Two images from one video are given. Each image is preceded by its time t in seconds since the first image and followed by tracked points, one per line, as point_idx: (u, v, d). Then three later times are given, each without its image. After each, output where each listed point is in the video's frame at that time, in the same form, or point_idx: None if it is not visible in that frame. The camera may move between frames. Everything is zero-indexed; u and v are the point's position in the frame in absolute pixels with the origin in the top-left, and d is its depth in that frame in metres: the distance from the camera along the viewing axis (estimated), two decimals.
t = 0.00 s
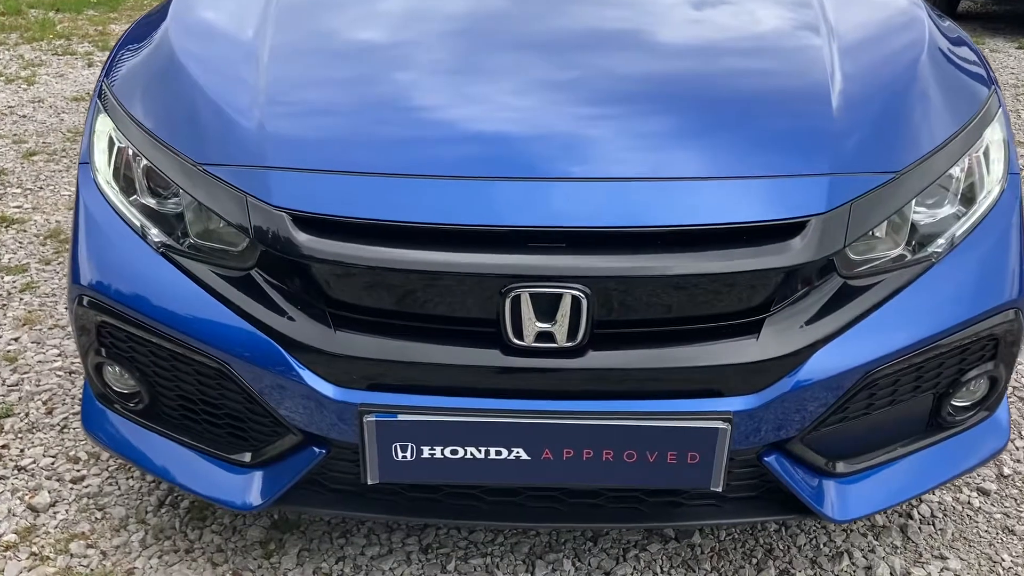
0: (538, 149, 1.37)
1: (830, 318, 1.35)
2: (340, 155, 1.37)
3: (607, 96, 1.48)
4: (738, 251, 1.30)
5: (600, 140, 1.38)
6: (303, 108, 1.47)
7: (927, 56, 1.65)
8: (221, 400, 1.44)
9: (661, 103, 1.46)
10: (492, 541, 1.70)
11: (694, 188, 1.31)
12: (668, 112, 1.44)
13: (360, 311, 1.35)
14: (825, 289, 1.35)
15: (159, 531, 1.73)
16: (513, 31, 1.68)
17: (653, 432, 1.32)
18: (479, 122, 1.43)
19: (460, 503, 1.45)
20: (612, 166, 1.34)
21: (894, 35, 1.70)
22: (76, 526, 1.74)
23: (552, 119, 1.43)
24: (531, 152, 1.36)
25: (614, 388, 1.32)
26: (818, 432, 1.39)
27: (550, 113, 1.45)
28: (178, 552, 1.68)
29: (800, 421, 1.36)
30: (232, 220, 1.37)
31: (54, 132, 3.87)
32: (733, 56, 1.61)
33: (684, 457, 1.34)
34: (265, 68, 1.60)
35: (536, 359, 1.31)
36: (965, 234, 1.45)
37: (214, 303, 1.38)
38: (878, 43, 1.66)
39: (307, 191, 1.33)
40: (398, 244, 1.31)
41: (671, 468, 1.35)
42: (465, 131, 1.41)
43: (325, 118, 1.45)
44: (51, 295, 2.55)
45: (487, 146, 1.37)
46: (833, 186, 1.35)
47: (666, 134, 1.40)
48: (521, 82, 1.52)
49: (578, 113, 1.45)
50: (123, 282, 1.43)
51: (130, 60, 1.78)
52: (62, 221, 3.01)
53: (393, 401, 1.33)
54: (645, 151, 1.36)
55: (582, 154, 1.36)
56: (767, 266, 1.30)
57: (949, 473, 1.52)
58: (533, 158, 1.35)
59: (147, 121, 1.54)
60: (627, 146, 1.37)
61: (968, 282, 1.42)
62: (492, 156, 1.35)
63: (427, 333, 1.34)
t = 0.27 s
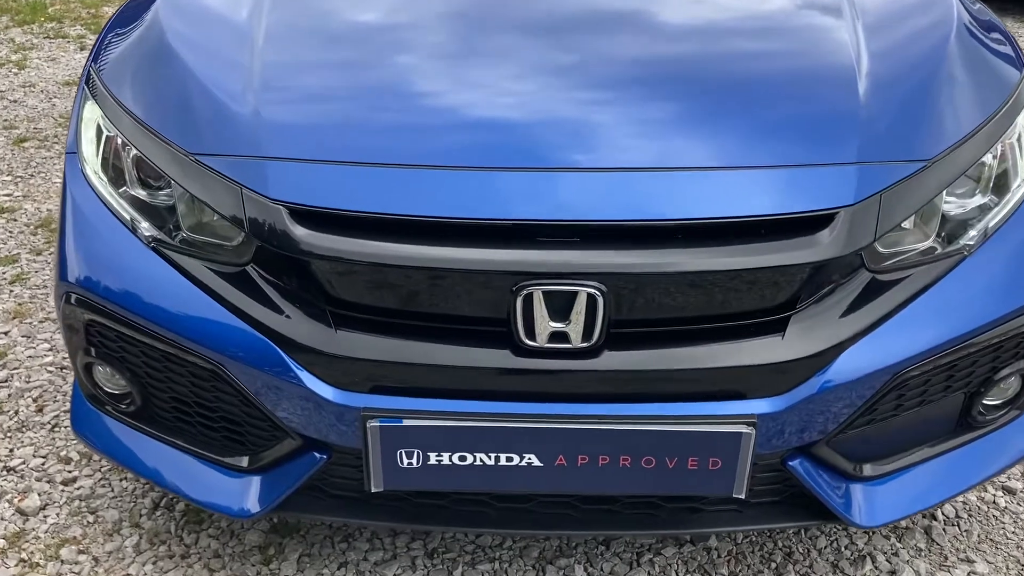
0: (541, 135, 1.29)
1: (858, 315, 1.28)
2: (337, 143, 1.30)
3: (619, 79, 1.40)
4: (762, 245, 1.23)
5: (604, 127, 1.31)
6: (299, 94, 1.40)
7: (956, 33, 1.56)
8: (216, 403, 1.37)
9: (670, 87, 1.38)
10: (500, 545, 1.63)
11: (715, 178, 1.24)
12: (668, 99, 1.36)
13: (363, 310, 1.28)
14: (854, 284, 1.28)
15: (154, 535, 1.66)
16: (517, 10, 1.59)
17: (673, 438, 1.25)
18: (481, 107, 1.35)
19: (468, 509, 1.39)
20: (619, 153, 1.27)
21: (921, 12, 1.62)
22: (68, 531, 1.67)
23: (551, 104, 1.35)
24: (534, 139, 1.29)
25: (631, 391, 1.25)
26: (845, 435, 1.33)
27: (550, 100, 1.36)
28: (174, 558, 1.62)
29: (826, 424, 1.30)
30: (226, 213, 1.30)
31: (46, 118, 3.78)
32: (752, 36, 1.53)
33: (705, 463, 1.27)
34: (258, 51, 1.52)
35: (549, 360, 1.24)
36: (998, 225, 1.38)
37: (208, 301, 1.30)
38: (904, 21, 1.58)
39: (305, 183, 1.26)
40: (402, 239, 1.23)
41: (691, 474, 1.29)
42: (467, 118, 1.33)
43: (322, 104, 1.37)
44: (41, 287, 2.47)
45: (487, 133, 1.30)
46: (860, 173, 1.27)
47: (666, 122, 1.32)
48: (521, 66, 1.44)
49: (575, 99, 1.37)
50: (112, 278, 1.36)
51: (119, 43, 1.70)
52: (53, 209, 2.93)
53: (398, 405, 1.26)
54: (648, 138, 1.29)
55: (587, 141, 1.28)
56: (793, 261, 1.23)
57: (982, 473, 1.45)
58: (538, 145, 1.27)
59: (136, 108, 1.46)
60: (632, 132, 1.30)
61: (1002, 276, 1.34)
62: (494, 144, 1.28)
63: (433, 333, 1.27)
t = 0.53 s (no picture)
0: (545, 124, 1.21)
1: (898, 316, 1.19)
2: (335, 134, 1.21)
3: (639, 62, 1.31)
4: (797, 243, 1.15)
5: (608, 115, 1.22)
6: (297, 81, 1.30)
7: (995, 8, 1.46)
8: (213, 412, 1.29)
9: (693, 70, 1.29)
10: (513, 555, 1.56)
11: (745, 171, 1.15)
12: (676, 84, 1.27)
13: (369, 314, 1.20)
14: (893, 283, 1.20)
15: (151, 546, 1.59)
16: None
17: (702, 450, 1.18)
18: (489, 94, 1.26)
19: (482, 523, 1.31)
20: (637, 144, 1.18)
21: None
22: (59, 542, 1.60)
23: (556, 90, 1.26)
24: (537, 128, 1.20)
25: (656, 400, 1.17)
26: (882, 443, 1.25)
27: (557, 86, 1.27)
28: (171, 570, 1.55)
29: (863, 432, 1.22)
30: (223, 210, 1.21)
31: (35, 104, 3.68)
32: (778, 14, 1.43)
33: (735, 476, 1.20)
34: (252, 35, 1.42)
35: (569, 367, 1.16)
36: None
37: (203, 305, 1.22)
38: None
39: (304, 178, 1.17)
40: (410, 239, 1.15)
41: (720, 487, 1.21)
42: (469, 106, 1.24)
43: (321, 92, 1.28)
44: (31, 281, 2.38)
45: (488, 123, 1.21)
46: (894, 164, 1.19)
47: (682, 109, 1.23)
48: (527, 49, 1.35)
49: (579, 85, 1.27)
50: (100, 280, 1.27)
51: (107, 27, 1.61)
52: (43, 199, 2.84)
53: (408, 417, 1.18)
54: (655, 126, 1.20)
55: (593, 130, 1.20)
56: (829, 260, 1.15)
57: None
58: (541, 136, 1.19)
59: (125, 97, 1.36)
60: (637, 121, 1.21)
61: None
62: (495, 135, 1.19)
63: (445, 339, 1.19)
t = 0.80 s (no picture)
0: (546, 111, 1.14)
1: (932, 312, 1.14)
2: (335, 124, 1.14)
3: (655, 43, 1.24)
4: (827, 236, 1.09)
5: (609, 99, 1.16)
6: (296, 67, 1.24)
7: None
8: (214, 415, 1.23)
9: (713, 52, 1.22)
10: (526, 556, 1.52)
11: (771, 161, 1.09)
12: (690, 66, 1.20)
13: (378, 314, 1.14)
14: (926, 277, 1.14)
15: (152, 549, 1.54)
16: None
17: (726, 454, 1.13)
18: (499, 78, 1.20)
19: (496, 528, 1.27)
20: (657, 131, 1.12)
21: None
22: (56, 546, 1.55)
23: (560, 74, 1.20)
24: (538, 116, 1.14)
25: (679, 402, 1.12)
26: (913, 443, 1.20)
27: (568, 70, 1.21)
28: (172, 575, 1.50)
29: (894, 433, 1.17)
30: (222, 204, 1.15)
31: (25, 88, 3.59)
32: None
33: (760, 480, 1.16)
34: (247, 18, 1.36)
35: (588, 369, 1.11)
36: None
37: (201, 304, 1.16)
38: None
39: (306, 172, 1.11)
40: (420, 235, 1.09)
41: (744, 491, 1.17)
42: (468, 92, 1.18)
43: (322, 78, 1.21)
44: (23, 272, 2.32)
45: (488, 110, 1.15)
46: (921, 151, 1.12)
47: (703, 93, 1.17)
48: (538, 30, 1.28)
49: (589, 68, 1.21)
50: (93, 278, 1.21)
51: (97, 10, 1.54)
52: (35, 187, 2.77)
53: (419, 421, 1.13)
54: (660, 112, 1.14)
55: (596, 117, 1.14)
56: (861, 254, 1.09)
57: None
58: (543, 124, 1.12)
59: (117, 84, 1.30)
60: (641, 107, 1.15)
61: None
62: (495, 123, 1.13)
63: (457, 339, 1.14)
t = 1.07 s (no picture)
0: (548, 87, 1.09)
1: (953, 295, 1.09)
2: (331, 103, 1.09)
3: (666, 13, 1.18)
4: (848, 218, 1.04)
5: (610, 74, 1.11)
6: (289, 43, 1.18)
7: None
8: (211, 407, 1.19)
9: (727, 23, 1.17)
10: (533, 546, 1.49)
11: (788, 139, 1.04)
12: (702, 37, 1.15)
13: (379, 302, 1.10)
14: (949, 260, 1.10)
15: (150, 542, 1.50)
16: None
17: (743, 446, 1.09)
18: (502, 53, 1.14)
19: (504, 521, 1.23)
20: (669, 108, 1.06)
21: None
22: (53, 539, 1.51)
23: (566, 48, 1.14)
24: (540, 93, 1.08)
25: (693, 392, 1.08)
26: (935, 432, 1.16)
27: (574, 44, 1.15)
28: (171, 568, 1.46)
29: (914, 421, 1.13)
30: (217, 188, 1.10)
31: (15, 67, 3.52)
32: None
33: (777, 472, 1.12)
34: None
35: (599, 358, 1.07)
36: None
37: (196, 293, 1.11)
38: None
39: (302, 155, 1.06)
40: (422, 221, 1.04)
41: (761, 483, 1.14)
42: (467, 67, 1.12)
43: (316, 54, 1.16)
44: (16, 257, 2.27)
45: (488, 87, 1.10)
46: (942, 126, 1.07)
47: (716, 65, 1.11)
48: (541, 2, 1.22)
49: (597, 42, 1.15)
50: (83, 266, 1.16)
51: None
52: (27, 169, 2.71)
53: (424, 414, 1.09)
54: (671, 87, 1.08)
55: (599, 93, 1.08)
56: (882, 237, 1.05)
57: None
58: (547, 101, 1.07)
59: (105, 64, 1.24)
60: (644, 82, 1.09)
61: None
62: (495, 100, 1.08)
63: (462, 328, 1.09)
